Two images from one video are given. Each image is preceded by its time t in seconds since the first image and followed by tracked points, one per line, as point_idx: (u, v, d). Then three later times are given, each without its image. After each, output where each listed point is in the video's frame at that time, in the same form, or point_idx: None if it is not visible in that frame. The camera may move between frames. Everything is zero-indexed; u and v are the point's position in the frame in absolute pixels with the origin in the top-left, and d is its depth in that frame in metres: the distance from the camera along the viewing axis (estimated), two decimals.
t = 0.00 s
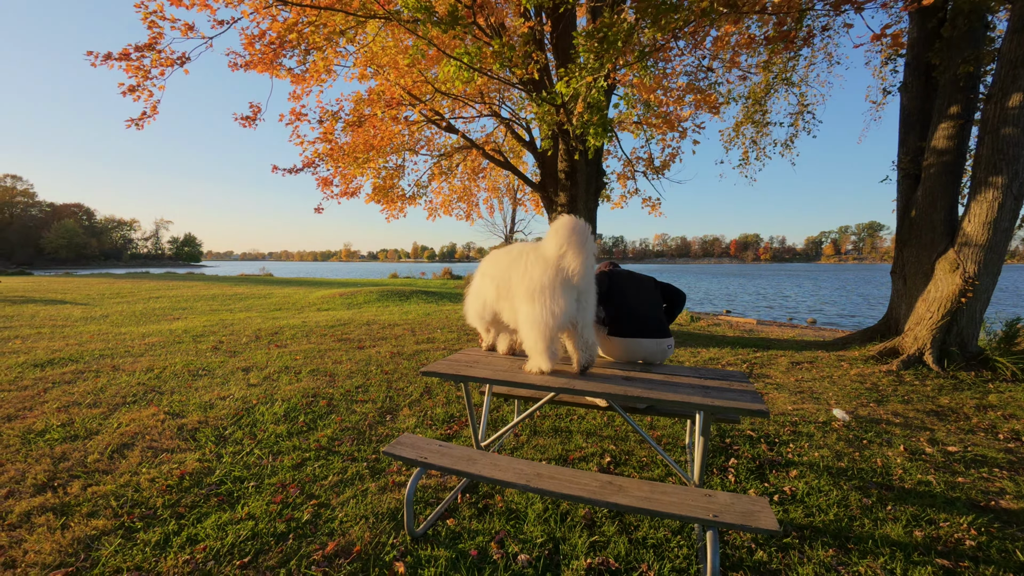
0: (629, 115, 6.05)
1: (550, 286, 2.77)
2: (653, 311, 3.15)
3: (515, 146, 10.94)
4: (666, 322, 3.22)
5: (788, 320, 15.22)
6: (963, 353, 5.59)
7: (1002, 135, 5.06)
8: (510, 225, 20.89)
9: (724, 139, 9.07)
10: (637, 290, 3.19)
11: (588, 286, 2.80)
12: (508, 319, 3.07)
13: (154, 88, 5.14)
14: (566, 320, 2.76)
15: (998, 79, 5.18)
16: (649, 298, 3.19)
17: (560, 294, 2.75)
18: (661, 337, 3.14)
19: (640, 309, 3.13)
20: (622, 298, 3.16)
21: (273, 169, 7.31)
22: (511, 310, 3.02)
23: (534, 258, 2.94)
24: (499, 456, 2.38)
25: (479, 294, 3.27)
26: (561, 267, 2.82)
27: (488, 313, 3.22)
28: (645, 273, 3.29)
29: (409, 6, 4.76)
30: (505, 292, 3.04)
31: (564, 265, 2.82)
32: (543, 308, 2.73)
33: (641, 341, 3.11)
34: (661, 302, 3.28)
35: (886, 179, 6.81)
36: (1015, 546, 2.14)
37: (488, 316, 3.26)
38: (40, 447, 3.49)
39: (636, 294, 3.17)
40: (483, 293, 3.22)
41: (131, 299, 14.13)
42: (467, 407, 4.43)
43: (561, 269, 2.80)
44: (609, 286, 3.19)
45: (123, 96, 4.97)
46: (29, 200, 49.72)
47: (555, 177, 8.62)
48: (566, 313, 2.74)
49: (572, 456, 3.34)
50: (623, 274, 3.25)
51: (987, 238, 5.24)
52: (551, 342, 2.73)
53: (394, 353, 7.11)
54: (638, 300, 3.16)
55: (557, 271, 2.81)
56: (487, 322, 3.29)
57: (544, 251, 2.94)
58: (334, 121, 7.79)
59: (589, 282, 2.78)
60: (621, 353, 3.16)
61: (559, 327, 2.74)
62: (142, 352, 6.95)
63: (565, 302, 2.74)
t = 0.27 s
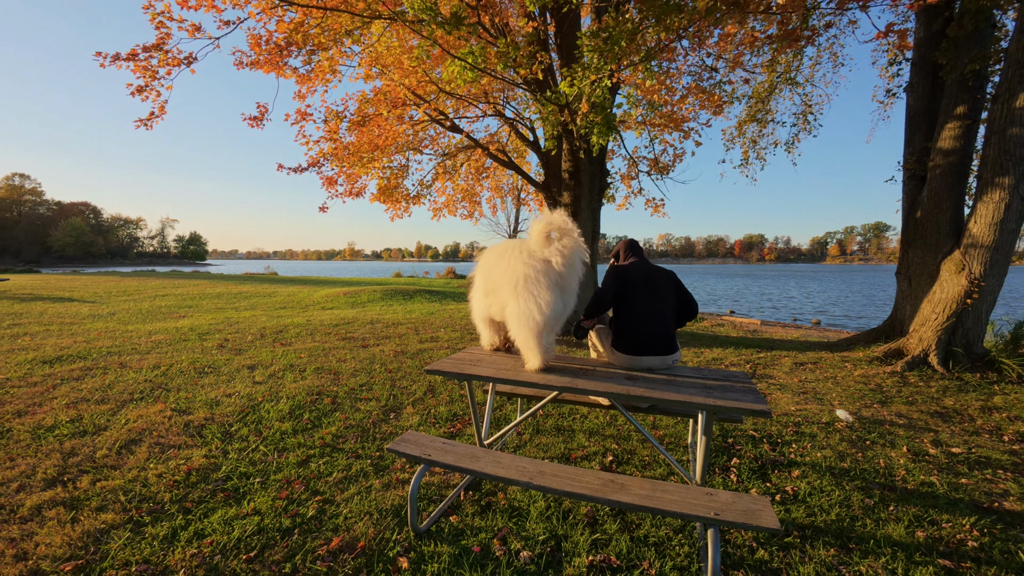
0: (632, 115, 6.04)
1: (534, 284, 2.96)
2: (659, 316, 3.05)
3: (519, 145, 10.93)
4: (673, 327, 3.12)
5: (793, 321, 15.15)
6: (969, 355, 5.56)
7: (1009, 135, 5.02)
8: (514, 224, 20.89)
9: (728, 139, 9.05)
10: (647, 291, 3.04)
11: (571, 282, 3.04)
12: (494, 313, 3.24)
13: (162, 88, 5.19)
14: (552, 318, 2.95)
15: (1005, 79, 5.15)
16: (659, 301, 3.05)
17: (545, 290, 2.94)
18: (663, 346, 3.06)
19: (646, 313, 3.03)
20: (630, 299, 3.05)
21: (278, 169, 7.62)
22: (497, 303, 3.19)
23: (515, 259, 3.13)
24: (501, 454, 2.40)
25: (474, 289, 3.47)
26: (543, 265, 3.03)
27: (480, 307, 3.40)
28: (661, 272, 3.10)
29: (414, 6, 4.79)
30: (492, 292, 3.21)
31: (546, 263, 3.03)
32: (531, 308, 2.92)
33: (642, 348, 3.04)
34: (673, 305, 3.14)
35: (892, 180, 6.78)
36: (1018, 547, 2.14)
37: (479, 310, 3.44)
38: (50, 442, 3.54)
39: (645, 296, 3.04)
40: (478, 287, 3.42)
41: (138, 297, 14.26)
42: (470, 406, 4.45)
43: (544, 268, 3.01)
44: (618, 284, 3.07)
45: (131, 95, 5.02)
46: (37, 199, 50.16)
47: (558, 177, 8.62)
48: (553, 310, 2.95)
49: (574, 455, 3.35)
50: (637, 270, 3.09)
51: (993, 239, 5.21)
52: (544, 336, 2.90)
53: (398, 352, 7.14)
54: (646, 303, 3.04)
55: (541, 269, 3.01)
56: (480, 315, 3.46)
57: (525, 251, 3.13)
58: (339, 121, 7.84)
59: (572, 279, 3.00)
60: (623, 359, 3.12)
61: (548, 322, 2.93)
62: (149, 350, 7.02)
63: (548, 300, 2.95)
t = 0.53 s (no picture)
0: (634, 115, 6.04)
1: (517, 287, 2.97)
2: (665, 315, 3.02)
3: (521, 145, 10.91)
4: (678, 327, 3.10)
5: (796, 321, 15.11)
6: (972, 355, 5.54)
7: (1014, 134, 4.99)
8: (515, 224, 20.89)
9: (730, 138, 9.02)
10: (655, 290, 2.99)
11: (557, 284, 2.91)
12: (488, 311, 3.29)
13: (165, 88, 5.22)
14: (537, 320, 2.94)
15: (1009, 78, 5.12)
16: (666, 301, 3.01)
17: (527, 295, 2.93)
18: (666, 346, 3.06)
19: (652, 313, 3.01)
20: (637, 298, 3.00)
21: (284, 169, 8.19)
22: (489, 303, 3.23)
23: (504, 259, 3.13)
24: (503, 453, 2.41)
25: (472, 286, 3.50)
26: (527, 267, 2.97)
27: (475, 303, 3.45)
28: (670, 272, 3.05)
29: (416, 6, 4.80)
30: (484, 291, 3.27)
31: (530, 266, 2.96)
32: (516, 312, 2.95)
33: (644, 347, 3.04)
34: (680, 306, 3.10)
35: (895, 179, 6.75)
36: (1020, 547, 2.14)
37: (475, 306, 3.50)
38: (55, 440, 3.57)
39: (653, 295, 2.99)
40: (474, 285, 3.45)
41: (141, 296, 14.33)
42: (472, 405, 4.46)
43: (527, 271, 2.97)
44: (626, 281, 3.02)
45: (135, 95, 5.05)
46: (41, 199, 50.40)
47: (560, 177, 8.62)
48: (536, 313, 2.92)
49: (576, 454, 3.36)
50: (645, 268, 3.05)
51: (997, 239, 5.19)
52: (534, 338, 2.95)
53: (400, 351, 7.16)
54: (654, 302, 2.99)
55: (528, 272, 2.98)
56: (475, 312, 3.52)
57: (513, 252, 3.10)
58: (341, 121, 7.86)
59: (554, 282, 2.85)
60: (624, 357, 3.12)
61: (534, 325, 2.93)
62: (153, 349, 7.05)
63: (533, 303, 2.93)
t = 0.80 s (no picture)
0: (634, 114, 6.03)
1: (512, 290, 3.03)
2: (666, 316, 3.01)
3: (522, 144, 10.91)
4: (679, 327, 3.10)
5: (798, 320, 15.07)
6: (975, 354, 5.53)
7: (1016, 133, 4.98)
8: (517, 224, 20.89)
9: (732, 137, 8.99)
10: (658, 291, 2.98)
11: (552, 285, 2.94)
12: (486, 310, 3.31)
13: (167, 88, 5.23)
14: (535, 321, 3.04)
15: (1011, 77, 5.11)
16: (668, 301, 3.00)
17: (521, 298, 2.99)
18: (667, 346, 3.05)
19: (654, 312, 3.00)
20: (640, 299, 2.99)
21: (284, 169, 8.14)
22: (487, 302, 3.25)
23: (499, 261, 3.13)
24: (504, 452, 2.41)
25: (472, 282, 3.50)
26: (520, 269, 3.02)
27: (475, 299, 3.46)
28: (671, 272, 3.04)
29: (417, 6, 4.81)
30: (481, 290, 3.32)
31: (522, 268, 3.00)
32: (511, 315, 3.02)
33: (645, 347, 3.04)
34: (681, 307, 3.09)
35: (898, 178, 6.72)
36: (1021, 548, 2.13)
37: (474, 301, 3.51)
38: (58, 440, 3.58)
39: (655, 296, 2.98)
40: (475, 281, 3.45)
41: (143, 296, 14.37)
42: (473, 405, 4.46)
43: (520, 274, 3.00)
44: (628, 281, 3.01)
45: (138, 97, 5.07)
46: (44, 199, 50.55)
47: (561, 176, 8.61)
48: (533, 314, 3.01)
49: (577, 454, 3.36)
50: (646, 269, 3.04)
51: (999, 238, 5.17)
52: (533, 339, 3.06)
53: (401, 351, 7.17)
54: (655, 303, 2.99)
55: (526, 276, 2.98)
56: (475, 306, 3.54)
57: (503, 252, 3.11)
58: (342, 121, 7.86)
59: (548, 284, 2.89)
60: (625, 358, 3.12)
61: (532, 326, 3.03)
62: (155, 348, 7.07)
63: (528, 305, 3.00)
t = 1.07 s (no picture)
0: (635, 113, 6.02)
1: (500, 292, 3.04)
2: (666, 315, 3.02)
3: (522, 144, 10.89)
4: (679, 327, 3.11)
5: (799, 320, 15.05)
6: (975, 354, 5.52)
7: (1016, 133, 4.98)
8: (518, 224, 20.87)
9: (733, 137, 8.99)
10: (658, 290, 2.98)
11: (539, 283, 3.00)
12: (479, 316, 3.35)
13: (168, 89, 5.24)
14: (526, 321, 3.05)
15: (1012, 77, 5.10)
16: (668, 301, 3.00)
17: (507, 301, 3.01)
18: (668, 345, 3.06)
19: (654, 312, 3.00)
20: (639, 300, 2.99)
21: (285, 168, 8.36)
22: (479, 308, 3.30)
23: (483, 266, 3.18)
24: (503, 452, 2.41)
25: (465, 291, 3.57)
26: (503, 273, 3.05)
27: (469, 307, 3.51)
28: (669, 272, 3.05)
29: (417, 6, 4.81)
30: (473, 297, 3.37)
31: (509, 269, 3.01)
32: (499, 319, 3.04)
33: (646, 347, 3.04)
34: (680, 307, 3.10)
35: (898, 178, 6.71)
36: (1022, 547, 2.13)
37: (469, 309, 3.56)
38: (59, 440, 3.59)
39: (655, 297, 2.98)
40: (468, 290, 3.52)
41: (144, 296, 14.39)
42: (473, 405, 4.47)
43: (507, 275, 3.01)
44: (627, 282, 3.01)
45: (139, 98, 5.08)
46: (45, 199, 50.65)
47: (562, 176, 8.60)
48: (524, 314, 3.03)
49: (577, 454, 3.36)
50: (645, 270, 3.04)
51: (1000, 238, 5.16)
52: (525, 340, 3.06)
53: (401, 351, 7.17)
54: (655, 304, 2.99)
55: (509, 278, 3.02)
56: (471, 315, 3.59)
57: (486, 257, 3.15)
58: (343, 121, 7.87)
59: (536, 282, 2.94)
60: (625, 359, 3.12)
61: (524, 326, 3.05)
62: (156, 349, 7.08)
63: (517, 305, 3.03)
